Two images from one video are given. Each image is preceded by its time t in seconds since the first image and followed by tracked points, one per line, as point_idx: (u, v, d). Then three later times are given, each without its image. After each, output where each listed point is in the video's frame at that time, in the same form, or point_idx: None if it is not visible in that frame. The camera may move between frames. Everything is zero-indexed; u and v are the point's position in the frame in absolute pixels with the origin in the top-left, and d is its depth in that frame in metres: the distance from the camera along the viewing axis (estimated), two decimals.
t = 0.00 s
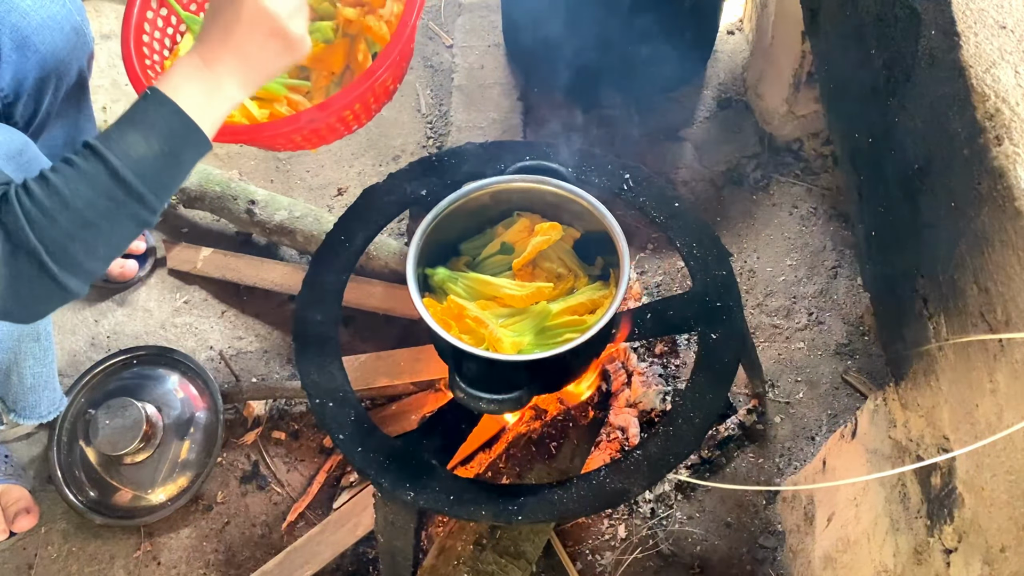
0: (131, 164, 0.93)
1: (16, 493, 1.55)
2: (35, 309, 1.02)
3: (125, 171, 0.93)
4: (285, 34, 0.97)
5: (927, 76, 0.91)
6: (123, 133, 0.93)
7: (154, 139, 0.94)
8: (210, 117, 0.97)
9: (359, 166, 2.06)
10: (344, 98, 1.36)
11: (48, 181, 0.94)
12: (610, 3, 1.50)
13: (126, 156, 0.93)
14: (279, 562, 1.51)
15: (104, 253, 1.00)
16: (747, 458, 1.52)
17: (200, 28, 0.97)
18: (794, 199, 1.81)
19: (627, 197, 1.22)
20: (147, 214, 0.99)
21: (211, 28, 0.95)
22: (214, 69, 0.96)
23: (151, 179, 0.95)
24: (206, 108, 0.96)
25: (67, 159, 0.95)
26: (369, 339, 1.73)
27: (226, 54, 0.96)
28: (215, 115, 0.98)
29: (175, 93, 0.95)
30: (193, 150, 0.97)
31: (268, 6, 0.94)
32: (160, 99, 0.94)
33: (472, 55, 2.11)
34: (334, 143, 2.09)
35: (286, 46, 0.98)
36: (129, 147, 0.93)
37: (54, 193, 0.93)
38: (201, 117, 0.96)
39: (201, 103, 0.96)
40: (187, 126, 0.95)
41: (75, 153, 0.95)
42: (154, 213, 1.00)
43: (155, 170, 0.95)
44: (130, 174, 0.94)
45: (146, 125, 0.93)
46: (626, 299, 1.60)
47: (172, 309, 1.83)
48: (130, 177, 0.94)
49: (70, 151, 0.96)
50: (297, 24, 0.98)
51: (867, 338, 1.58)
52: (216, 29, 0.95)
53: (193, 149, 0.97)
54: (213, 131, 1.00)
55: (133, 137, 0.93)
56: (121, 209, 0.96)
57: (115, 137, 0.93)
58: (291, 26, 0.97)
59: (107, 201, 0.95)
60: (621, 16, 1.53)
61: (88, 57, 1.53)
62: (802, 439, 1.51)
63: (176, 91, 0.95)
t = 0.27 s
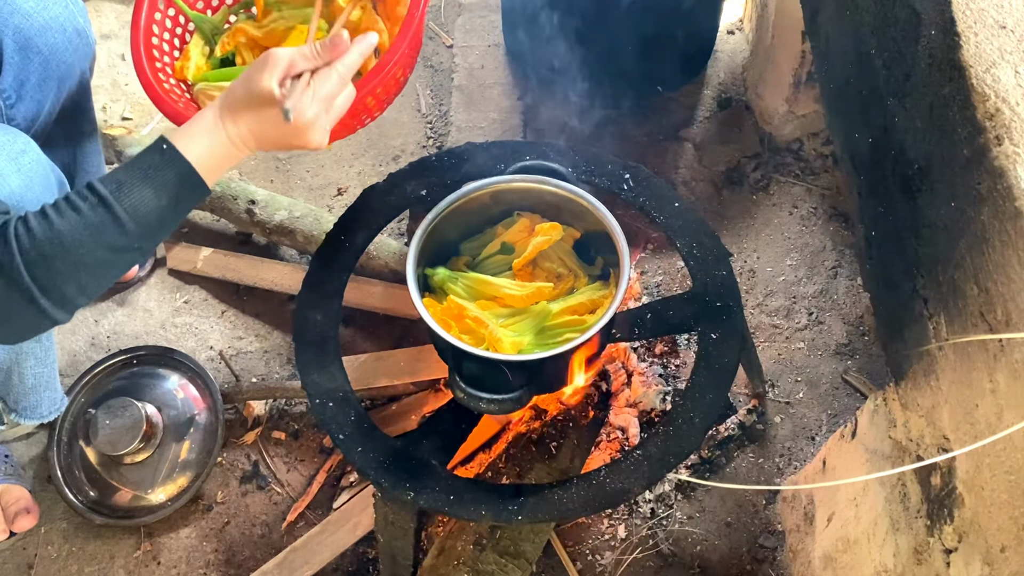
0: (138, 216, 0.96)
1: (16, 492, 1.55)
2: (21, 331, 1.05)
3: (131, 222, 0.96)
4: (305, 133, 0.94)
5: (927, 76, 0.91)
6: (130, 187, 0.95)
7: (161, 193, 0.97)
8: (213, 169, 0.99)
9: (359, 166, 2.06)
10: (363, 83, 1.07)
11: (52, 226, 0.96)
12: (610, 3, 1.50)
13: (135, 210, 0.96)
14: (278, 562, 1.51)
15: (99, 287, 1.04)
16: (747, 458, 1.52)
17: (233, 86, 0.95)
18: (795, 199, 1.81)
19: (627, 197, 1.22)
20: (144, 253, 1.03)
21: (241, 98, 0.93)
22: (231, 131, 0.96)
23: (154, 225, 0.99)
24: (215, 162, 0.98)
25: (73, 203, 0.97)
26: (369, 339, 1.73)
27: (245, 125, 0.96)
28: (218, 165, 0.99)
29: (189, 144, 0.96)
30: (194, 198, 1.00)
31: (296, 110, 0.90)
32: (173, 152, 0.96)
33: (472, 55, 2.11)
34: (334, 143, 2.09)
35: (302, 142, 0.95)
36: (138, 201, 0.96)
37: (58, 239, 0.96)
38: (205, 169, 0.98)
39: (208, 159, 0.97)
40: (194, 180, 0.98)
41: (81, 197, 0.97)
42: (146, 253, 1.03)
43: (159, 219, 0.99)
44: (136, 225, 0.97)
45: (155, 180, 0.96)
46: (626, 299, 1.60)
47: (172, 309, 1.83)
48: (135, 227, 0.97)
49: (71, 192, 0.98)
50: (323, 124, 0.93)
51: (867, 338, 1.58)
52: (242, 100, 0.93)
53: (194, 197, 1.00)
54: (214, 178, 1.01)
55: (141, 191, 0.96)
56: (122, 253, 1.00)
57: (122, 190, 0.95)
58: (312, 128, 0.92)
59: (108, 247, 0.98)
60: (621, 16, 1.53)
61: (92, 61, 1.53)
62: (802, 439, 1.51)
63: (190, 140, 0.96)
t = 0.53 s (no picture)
0: (117, 225, 0.98)
1: (16, 492, 1.55)
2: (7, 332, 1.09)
3: (111, 231, 0.99)
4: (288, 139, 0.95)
5: (927, 76, 0.91)
6: (108, 198, 0.96)
7: (140, 202, 0.98)
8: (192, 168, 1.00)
9: (359, 166, 2.06)
10: (371, 81, 1.11)
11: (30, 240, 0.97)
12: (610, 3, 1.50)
13: (113, 220, 0.98)
14: (278, 562, 1.51)
15: (83, 288, 1.07)
16: (747, 458, 1.52)
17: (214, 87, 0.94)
18: (795, 199, 1.81)
19: (627, 197, 1.22)
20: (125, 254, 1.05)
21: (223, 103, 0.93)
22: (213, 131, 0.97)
23: (134, 231, 1.01)
24: (193, 160, 0.99)
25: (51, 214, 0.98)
26: (369, 339, 1.73)
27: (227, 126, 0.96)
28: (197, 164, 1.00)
29: (171, 146, 0.96)
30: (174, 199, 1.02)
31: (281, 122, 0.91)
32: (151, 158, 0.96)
33: (472, 55, 2.12)
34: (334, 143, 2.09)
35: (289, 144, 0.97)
36: (116, 212, 0.97)
37: (37, 252, 0.98)
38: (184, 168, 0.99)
39: (189, 158, 0.98)
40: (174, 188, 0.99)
41: (58, 207, 0.98)
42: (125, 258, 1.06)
43: (138, 227, 1.00)
44: (115, 233, 0.99)
45: (134, 191, 0.97)
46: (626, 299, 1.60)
47: (172, 309, 1.83)
48: (114, 235, 0.99)
49: (47, 202, 0.99)
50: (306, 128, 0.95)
51: (867, 338, 1.58)
52: (224, 106, 0.93)
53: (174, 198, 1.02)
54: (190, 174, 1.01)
55: (120, 202, 0.97)
56: (104, 257, 1.02)
57: (99, 201, 0.96)
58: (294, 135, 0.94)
59: (88, 258, 1.01)
60: (621, 15, 1.53)
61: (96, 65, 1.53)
62: (802, 439, 1.51)
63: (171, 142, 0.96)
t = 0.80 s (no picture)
0: (82, 227, 0.92)
1: (16, 492, 1.55)
2: None
3: (76, 233, 0.92)
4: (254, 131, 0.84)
5: (927, 76, 0.91)
6: (68, 200, 0.89)
7: (102, 201, 0.90)
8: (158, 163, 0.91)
9: (359, 166, 2.06)
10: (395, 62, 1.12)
11: None
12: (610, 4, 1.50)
13: (76, 222, 0.91)
14: (278, 562, 1.51)
15: (63, 288, 1.02)
16: (747, 458, 1.52)
17: (169, 75, 0.84)
18: (795, 199, 1.81)
19: (627, 197, 1.22)
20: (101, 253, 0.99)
21: (181, 92, 0.83)
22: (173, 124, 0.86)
23: (102, 231, 0.94)
24: (155, 153, 0.89)
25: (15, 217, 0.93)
26: (369, 339, 1.73)
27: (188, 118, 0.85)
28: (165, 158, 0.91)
29: (129, 141, 0.87)
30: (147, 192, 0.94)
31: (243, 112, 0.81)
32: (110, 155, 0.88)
33: (472, 55, 2.12)
34: (334, 143, 2.09)
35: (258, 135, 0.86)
36: (78, 214, 0.90)
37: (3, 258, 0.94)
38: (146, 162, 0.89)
39: (151, 151, 0.88)
40: (140, 185, 0.91)
41: (21, 209, 0.93)
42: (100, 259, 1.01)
43: (106, 227, 0.94)
44: (81, 235, 0.93)
45: (93, 190, 0.89)
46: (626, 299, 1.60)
47: (172, 308, 1.83)
48: (80, 236, 0.93)
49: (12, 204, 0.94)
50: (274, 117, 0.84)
51: (867, 338, 1.58)
52: (182, 95, 0.83)
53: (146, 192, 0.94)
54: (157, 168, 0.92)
55: (80, 202, 0.90)
56: (76, 258, 0.97)
57: (60, 202, 0.90)
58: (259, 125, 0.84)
59: (57, 262, 0.96)
60: (621, 15, 1.53)
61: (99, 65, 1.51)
62: (802, 439, 1.51)
63: (131, 137, 0.87)
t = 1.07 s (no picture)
0: (47, 283, 0.90)
1: (16, 492, 1.55)
2: None
3: (40, 287, 0.91)
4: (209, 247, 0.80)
5: (927, 76, 0.91)
6: (36, 257, 0.88)
7: (68, 264, 0.88)
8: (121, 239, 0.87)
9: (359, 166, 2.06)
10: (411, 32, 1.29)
11: None
12: (610, 4, 1.50)
13: (41, 277, 0.89)
14: (278, 562, 1.51)
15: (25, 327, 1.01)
16: (747, 458, 1.52)
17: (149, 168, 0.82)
18: (795, 199, 1.81)
19: (627, 197, 1.22)
20: (66, 305, 0.97)
21: (150, 182, 0.80)
22: (134, 210, 0.82)
23: (70, 291, 0.93)
24: (112, 225, 0.85)
25: None
26: (369, 339, 1.73)
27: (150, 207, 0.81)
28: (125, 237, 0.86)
29: (94, 202, 0.83)
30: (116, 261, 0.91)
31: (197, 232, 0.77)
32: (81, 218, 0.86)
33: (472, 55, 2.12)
34: (334, 143, 2.09)
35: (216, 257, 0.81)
36: (43, 272, 0.89)
37: None
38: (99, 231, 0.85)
39: (105, 221, 0.84)
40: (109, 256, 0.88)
41: None
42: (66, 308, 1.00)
43: (71, 287, 0.92)
44: (44, 290, 0.91)
45: (59, 252, 0.87)
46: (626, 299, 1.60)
47: (172, 308, 1.83)
48: (44, 292, 0.91)
49: None
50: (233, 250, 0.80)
51: (867, 338, 1.58)
52: (151, 183, 0.80)
53: (115, 262, 0.91)
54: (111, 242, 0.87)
55: (46, 261, 0.88)
56: (38, 306, 0.95)
57: (28, 257, 0.88)
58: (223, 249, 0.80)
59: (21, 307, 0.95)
60: (621, 15, 1.53)
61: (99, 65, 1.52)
62: (802, 439, 1.51)
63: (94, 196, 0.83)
